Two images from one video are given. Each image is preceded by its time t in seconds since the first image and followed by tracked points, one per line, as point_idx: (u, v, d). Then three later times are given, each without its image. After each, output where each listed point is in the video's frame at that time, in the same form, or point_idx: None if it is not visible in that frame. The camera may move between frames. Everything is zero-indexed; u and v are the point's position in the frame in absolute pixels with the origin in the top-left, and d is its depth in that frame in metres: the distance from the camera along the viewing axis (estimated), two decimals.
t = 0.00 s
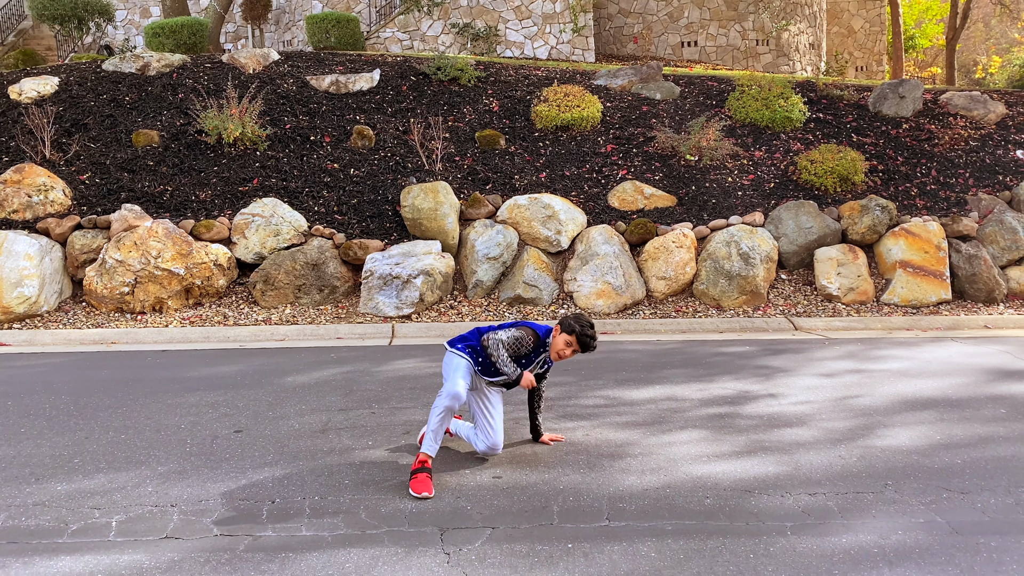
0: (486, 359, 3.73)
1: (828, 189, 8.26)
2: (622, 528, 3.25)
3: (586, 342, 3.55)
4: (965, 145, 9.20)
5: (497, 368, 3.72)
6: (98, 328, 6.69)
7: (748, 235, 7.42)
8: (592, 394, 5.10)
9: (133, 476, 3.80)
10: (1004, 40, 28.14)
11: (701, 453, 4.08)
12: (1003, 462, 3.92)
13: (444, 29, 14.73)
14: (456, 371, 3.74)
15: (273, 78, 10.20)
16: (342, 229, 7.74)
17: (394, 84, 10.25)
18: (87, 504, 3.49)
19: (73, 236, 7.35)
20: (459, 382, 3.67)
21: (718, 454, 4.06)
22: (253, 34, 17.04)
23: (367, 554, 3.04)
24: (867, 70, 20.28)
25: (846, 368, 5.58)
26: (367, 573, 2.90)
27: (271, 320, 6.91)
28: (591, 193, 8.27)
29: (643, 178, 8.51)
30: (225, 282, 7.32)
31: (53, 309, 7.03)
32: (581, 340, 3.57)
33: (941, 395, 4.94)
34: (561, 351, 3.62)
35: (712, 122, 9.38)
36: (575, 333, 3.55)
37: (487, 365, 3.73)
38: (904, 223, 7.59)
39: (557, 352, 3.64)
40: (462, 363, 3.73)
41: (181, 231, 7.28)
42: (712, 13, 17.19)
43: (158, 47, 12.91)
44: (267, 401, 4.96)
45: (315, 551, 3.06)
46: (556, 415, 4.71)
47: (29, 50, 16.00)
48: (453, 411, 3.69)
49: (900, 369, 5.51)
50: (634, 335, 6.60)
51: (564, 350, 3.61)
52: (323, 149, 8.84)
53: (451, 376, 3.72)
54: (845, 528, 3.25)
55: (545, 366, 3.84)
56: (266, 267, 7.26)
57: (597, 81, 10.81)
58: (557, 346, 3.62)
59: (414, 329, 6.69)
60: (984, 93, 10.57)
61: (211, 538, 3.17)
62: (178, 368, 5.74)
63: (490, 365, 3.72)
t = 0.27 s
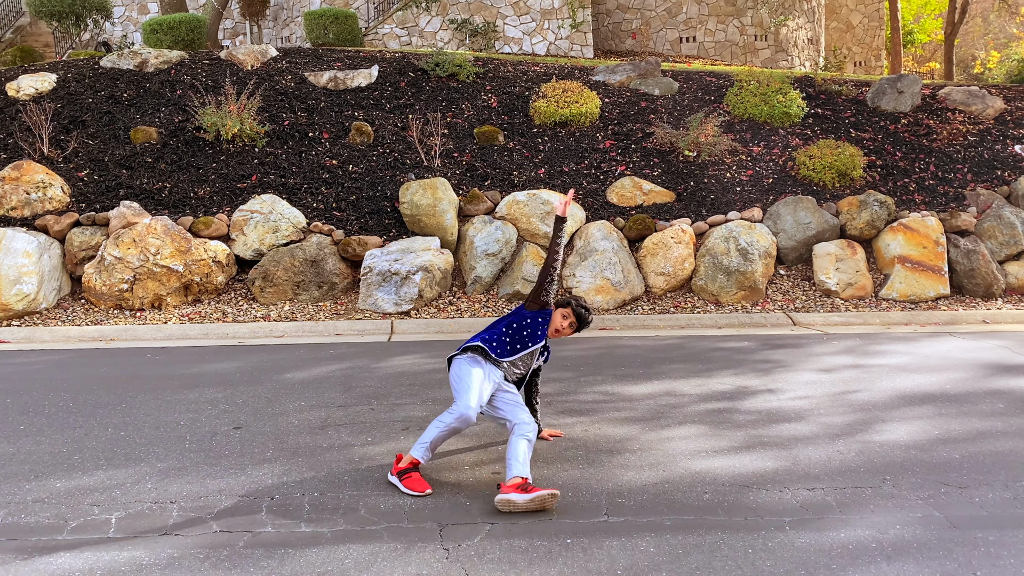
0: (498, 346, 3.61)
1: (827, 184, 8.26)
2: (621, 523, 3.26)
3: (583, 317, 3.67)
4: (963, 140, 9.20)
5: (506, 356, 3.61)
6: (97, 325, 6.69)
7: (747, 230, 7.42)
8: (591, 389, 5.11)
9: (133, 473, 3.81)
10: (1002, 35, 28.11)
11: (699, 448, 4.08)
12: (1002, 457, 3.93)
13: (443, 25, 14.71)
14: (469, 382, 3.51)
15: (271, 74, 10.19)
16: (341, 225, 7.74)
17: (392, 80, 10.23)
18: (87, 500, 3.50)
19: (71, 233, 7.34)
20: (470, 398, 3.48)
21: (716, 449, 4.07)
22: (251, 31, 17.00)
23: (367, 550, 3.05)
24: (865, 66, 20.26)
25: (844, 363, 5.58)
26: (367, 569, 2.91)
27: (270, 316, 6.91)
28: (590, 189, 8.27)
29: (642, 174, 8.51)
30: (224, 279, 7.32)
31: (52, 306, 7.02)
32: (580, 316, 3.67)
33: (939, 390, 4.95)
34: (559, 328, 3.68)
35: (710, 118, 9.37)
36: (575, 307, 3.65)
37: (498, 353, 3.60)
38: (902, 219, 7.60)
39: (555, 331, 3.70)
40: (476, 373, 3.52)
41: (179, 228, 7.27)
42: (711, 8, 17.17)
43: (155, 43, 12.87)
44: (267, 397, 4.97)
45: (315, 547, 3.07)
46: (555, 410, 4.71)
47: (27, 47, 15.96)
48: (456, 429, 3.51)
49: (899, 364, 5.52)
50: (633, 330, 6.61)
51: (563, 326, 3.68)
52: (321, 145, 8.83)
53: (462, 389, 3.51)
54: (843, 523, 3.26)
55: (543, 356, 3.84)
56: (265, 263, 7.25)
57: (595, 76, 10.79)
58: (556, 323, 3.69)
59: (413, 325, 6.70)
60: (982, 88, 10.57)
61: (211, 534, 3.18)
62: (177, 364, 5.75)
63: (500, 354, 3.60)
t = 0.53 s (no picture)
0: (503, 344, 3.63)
1: (825, 181, 8.26)
2: (619, 522, 3.26)
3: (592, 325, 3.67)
4: (961, 137, 9.19)
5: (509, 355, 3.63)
6: (95, 323, 6.68)
7: (746, 228, 7.42)
8: (589, 387, 5.11)
9: (131, 472, 3.81)
10: (1000, 32, 28.11)
11: (698, 446, 4.09)
12: (999, 454, 3.94)
13: (441, 23, 14.68)
14: (479, 364, 3.56)
15: (269, 72, 10.16)
16: (339, 223, 7.72)
17: (391, 78, 10.21)
18: (85, 499, 3.50)
19: (69, 232, 7.33)
20: (483, 378, 3.53)
21: (715, 447, 4.07)
22: (249, 28, 16.96)
23: (365, 548, 3.05)
24: (863, 63, 20.26)
25: (843, 360, 5.59)
26: (365, 567, 2.91)
27: (268, 314, 6.90)
28: (588, 187, 8.26)
29: (640, 172, 8.50)
30: (222, 277, 7.31)
31: (50, 305, 7.02)
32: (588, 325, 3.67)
33: (937, 388, 4.96)
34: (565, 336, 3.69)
35: (709, 116, 9.36)
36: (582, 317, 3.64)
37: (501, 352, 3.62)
38: (901, 216, 7.60)
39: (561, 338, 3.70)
40: (486, 357, 3.59)
41: (177, 226, 7.26)
42: (709, 6, 17.14)
43: (153, 41, 12.84)
44: (265, 396, 4.96)
45: (313, 546, 3.07)
46: (553, 408, 4.71)
47: (24, 45, 15.92)
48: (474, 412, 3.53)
49: (897, 362, 5.53)
50: (631, 328, 6.61)
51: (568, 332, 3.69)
52: (319, 143, 8.82)
53: (471, 370, 3.56)
54: (841, 521, 3.27)
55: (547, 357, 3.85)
56: (264, 261, 7.24)
57: (594, 74, 10.78)
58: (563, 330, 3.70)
59: (412, 323, 6.69)
60: (981, 86, 10.56)
61: (209, 533, 3.18)
62: (175, 363, 5.74)
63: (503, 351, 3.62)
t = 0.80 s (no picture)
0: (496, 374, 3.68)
1: (824, 180, 8.26)
2: (618, 520, 3.26)
3: (589, 388, 3.49)
4: (960, 136, 9.19)
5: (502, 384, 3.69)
6: (94, 322, 6.67)
7: (745, 227, 7.42)
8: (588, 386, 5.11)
9: (130, 471, 3.80)
10: (999, 31, 28.14)
11: (697, 445, 4.09)
12: (999, 453, 3.94)
13: (440, 21, 14.66)
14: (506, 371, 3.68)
15: (268, 71, 10.16)
16: (338, 222, 7.72)
17: (390, 77, 10.20)
18: (84, 498, 3.50)
19: (68, 231, 7.32)
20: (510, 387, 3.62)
21: (714, 446, 4.07)
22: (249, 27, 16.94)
23: (364, 547, 3.05)
24: (862, 62, 20.27)
25: (841, 359, 5.59)
26: (364, 566, 2.91)
27: (267, 313, 6.90)
28: (587, 185, 8.26)
29: (639, 171, 8.50)
30: (220, 276, 7.31)
31: (49, 304, 7.01)
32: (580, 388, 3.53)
33: (935, 387, 4.96)
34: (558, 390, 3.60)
35: (708, 114, 9.36)
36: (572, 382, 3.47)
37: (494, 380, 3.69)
38: (899, 215, 7.60)
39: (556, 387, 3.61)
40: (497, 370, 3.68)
41: (176, 225, 7.26)
42: (708, 4, 17.13)
43: (152, 40, 12.83)
44: (264, 395, 4.96)
45: (313, 545, 3.07)
46: (552, 407, 4.71)
47: (23, 44, 15.89)
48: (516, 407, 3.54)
49: (896, 361, 5.53)
50: (630, 327, 6.61)
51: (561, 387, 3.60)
52: (318, 142, 8.81)
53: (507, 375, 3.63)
54: (840, 519, 3.27)
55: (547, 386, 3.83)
56: (262, 260, 7.23)
57: (593, 73, 10.77)
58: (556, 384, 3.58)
59: (410, 322, 6.69)
60: (979, 85, 10.56)
61: (208, 532, 3.18)
62: (174, 362, 5.74)
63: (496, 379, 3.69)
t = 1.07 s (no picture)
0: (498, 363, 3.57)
1: (824, 179, 8.25)
2: (618, 519, 3.26)
3: (581, 300, 3.36)
4: (961, 135, 9.19)
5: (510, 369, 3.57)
6: (94, 321, 6.67)
7: (745, 226, 7.42)
8: (588, 384, 5.11)
9: (131, 469, 3.80)
10: (1000, 30, 28.11)
11: (698, 443, 4.08)
12: (999, 452, 3.94)
13: (440, 20, 14.64)
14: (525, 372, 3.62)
15: (269, 69, 10.15)
16: (338, 221, 7.72)
17: (390, 75, 10.20)
18: (84, 496, 3.50)
19: (68, 229, 7.32)
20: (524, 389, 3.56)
21: (714, 445, 4.07)
22: (249, 26, 16.94)
23: (364, 545, 3.05)
24: (863, 61, 20.25)
25: (842, 358, 5.59)
26: (365, 564, 2.91)
27: (268, 312, 6.90)
28: (588, 184, 8.26)
29: (639, 169, 8.49)
30: (221, 275, 7.31)
31: (49, 302, 7.01)
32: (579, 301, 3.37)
33: (936, 385, 4.96)
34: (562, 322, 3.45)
35: (709, 113, 9.36)
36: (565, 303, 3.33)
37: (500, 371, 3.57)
38: (900, 214, 7.60)
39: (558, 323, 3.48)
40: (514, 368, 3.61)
41: (176, 223, 7.25)
42: (709, 3, 17.11)
43: (153, 38, 12.82)
44: (264, 393, 4.96)
45: (313, 542, 3.07)
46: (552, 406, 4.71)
47: (23, 42, 15.89)
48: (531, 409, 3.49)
49: (896, 360, 5.53)
50: (630, 326, 6.60)
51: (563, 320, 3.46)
52: (319, 141, 8.81)
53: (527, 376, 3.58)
54: (840, 518, 3.27)
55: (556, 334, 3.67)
56: (263, 259, 7.24)
57: (593, 72, 10.76)
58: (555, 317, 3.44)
59: (411, 321, 6.69)
60: (980, 84, 10.54)
61: (208, 530, 3.18)
62: (174, 360, 5.74)
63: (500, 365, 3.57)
